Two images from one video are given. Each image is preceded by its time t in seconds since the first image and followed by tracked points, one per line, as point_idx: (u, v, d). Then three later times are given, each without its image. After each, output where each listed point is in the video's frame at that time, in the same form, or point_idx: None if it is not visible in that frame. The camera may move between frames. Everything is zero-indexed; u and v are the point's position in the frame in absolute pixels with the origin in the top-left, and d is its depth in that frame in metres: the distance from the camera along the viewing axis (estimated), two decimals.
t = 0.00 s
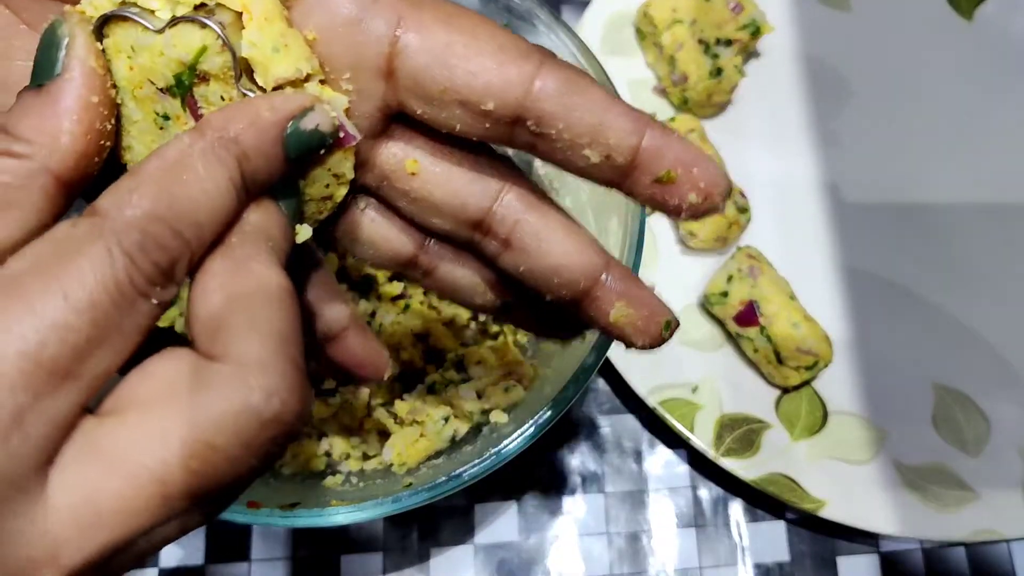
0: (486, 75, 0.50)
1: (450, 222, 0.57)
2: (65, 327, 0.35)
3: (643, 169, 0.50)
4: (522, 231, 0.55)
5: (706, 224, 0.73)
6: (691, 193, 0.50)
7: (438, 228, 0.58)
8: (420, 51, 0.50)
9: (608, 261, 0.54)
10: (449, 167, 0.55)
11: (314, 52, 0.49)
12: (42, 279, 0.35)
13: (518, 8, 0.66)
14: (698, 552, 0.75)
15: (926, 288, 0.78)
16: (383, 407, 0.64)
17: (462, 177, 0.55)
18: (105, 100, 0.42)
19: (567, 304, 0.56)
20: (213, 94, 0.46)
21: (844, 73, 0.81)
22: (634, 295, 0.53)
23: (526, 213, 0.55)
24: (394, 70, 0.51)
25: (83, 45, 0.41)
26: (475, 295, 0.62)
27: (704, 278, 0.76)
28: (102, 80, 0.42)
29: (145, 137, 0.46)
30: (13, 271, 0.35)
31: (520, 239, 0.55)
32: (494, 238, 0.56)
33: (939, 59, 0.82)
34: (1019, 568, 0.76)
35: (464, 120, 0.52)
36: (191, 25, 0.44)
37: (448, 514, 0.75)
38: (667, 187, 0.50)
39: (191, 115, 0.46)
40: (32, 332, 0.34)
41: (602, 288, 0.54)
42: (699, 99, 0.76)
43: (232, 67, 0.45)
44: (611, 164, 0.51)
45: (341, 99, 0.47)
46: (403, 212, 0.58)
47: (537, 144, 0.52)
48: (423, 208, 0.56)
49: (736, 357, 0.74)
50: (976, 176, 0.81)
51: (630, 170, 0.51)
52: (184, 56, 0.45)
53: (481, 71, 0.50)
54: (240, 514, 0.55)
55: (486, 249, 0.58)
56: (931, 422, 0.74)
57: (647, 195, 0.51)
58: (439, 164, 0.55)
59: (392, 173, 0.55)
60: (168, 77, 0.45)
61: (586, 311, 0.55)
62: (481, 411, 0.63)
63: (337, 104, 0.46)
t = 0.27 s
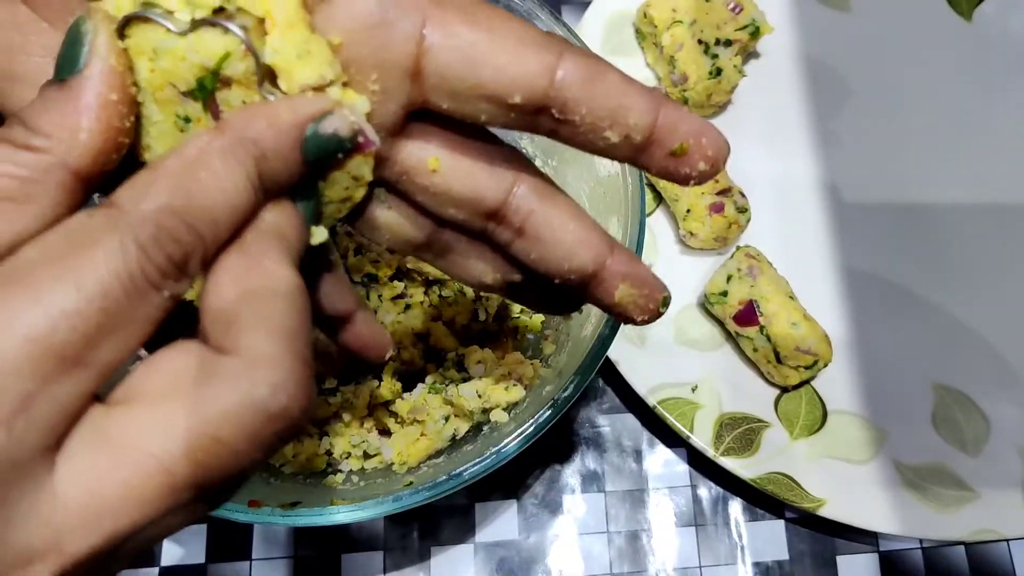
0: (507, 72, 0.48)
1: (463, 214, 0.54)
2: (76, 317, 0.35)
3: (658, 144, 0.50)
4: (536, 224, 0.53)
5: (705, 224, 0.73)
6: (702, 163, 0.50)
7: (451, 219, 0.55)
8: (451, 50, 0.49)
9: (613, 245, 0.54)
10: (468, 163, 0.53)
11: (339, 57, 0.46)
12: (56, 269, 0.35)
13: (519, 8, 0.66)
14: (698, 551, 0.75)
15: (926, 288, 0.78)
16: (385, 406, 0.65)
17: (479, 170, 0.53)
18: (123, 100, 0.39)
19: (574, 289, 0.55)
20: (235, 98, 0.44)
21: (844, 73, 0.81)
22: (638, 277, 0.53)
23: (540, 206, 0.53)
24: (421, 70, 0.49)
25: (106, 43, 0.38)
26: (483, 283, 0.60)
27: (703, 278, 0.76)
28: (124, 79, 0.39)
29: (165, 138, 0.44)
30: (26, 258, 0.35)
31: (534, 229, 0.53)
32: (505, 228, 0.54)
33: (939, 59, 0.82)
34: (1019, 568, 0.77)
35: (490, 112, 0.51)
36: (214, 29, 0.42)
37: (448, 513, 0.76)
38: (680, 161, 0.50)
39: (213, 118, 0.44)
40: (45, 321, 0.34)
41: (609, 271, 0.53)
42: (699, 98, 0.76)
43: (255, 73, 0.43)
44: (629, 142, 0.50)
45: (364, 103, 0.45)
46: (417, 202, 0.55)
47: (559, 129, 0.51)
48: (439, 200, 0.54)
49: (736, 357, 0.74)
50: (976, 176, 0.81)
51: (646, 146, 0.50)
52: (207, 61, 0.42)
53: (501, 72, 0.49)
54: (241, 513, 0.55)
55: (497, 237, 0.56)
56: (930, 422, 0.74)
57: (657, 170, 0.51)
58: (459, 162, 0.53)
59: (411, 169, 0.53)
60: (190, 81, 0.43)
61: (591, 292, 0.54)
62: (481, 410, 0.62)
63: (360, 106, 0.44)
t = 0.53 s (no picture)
0: (509, 84, 0.50)
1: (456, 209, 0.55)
2: (146, 329, 0.34)
3: (617, 149, 0.54)
4: (524, 216, 0.54)
5: (706, 224, 0.73)
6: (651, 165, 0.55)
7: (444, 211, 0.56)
8: (461, 63, 0.49)
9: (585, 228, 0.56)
10: (467, 159, 0.53)
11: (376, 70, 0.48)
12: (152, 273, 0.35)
13: (518, 8, 0.66)
14: (698, 551, 0.75)
15: (926, 288, 0.78)
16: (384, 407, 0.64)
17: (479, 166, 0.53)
18: (127, 106, 0.41)
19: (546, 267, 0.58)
20: (271, 110, 0.46)
21: (844, 73, 0.81)
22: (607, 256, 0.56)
23: (529, 199, 0.54)
24: (441, 80, 0.50)
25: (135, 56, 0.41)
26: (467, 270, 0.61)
27: (704, 278, 0.76)
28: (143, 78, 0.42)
29: (200, 143, 0.46)
30: (117, 258, 0.35)
31: (520, 220, 0.55)
32: (492, 218, 0.55)
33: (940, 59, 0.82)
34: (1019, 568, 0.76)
35: (489, 118, 0.52)
36: (254, 50, 0.44)
37: (448, 513, 0.76)
38: (628, 165, 0.55)
39: (250, 129, 0.46)
40: (117, 327, 0.34)
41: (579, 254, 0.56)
42: (699, 98, 0.76)
43: (293, 89, 0.45)
44: (592, 149, 0.54)
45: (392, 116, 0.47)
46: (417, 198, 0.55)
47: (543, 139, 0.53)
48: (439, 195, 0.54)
49: (736, 357, 0.74)
50: (976, 176, 0.81)
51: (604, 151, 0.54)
52: (247, 78, 0.44)
53: (503, 84, 0.50)
54: (242, 513, 0.55)
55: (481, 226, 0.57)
56: (930, 422, 0.74)
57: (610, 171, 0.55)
58: (460, 158, 0.53)
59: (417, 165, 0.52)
60: (230, 95, 0.45)
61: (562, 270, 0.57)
62: (481, 410, 0.62)
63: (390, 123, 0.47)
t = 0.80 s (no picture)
0: (497, 106, 0.50)
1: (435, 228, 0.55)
2: (179, 368, 0.34)
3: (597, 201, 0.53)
4: (493, 245, 0.55)
5: (706, 224, 0.73)
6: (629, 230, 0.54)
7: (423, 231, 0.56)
8: (455, 63, 0.50)
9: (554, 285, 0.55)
10: (449, 175, 0.54)
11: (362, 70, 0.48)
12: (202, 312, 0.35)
13: (518, 8, 0.66)
14: (698, 551, 0.75)
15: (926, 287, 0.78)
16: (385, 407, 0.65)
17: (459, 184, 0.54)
18: (97, 113, 0.42)
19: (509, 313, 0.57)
20: (256, 119, 0.45)
21: (843, 73, 0.81)
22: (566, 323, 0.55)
23: (501, 226, 0.55)
24: (426, 88, 0.50)
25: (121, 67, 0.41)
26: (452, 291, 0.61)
27: (704, 278, 0.76)
28: (121, 97, 0.42)
29: (187, 150, 0.46)
30: (164, 297, 0.35)
31: (491, 251, 0.55)
32: (463, 240, 0.56)
33: (940, 59, 0.82)
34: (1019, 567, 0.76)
35: (470, 139, 0.52)
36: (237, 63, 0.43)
37: (448, 512, 0.76)
38: (612, 223, 0.54)
39: (236, 137, 0.46)
40: (149, 363, 0.34)
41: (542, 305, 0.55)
42: (699, 98, 0.76)
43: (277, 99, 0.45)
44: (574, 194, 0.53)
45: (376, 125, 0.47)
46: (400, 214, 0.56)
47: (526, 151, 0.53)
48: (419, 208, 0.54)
49: (736, 357, 0.74)
50: (976, 176, 0.81)
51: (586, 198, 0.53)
52: (233, 87, 0.44)
53: (498, 98, 0.50)
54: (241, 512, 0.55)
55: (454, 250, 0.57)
56: (931, 421, 0.74)
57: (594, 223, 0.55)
58: (442, 173, 0.54)
59: (398, 173, 0.52)
60: (216, 103, 0.44)
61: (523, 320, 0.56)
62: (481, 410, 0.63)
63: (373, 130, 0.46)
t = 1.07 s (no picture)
0: (494, 90, 0.50)
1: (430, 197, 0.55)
2: (178, 369, 0.34)
3: (596, 167, 0.53)
4: (494, 207, 0.55)
5: (706, 224, 0.73)
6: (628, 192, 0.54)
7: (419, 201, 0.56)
8: (450, 64, 0.50)
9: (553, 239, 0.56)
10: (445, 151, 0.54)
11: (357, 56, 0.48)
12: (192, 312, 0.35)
13: (519, 8, 0.66)
14: (699, 551, 0.75)
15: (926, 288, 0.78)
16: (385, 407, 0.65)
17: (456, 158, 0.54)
18: (83, 110, 0.42)
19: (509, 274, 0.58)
20: (252, 102, 0.46)
21: (843, 73, 0.81)
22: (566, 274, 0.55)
23: (499, 191, 0.55)
24: (421, 69, 0.50)
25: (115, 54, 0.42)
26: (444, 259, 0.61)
27: (704, 278, 0.76)
28: (106, 97, 0.43)
29: (184, 132, 0.47)
30: (163, 295, 0.35)
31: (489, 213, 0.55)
32: (462, 205, 0.55)
33: (939, 59, 0.82)
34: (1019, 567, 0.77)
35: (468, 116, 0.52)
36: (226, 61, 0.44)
37: (448, 513, 0.76)
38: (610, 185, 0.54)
39: (233, 120, 0.47)
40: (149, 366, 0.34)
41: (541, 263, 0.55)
42: (699, 98, 0.76)
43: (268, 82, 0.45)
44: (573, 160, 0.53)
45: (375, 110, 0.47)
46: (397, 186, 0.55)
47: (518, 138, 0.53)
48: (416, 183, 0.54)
49: (736, 357, 0.74)
50: (976, 176, 0.81)
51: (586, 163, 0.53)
52: (228, 74, 0.45)
53: (493, 95, 0.50)
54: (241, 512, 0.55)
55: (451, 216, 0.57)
56: (930, 421, 0.74)
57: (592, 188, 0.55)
58: (440, 148, 0.53)
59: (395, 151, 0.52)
60: (213, 86, 0.45)
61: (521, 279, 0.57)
62: (481, 410, 0.63)
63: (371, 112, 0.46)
